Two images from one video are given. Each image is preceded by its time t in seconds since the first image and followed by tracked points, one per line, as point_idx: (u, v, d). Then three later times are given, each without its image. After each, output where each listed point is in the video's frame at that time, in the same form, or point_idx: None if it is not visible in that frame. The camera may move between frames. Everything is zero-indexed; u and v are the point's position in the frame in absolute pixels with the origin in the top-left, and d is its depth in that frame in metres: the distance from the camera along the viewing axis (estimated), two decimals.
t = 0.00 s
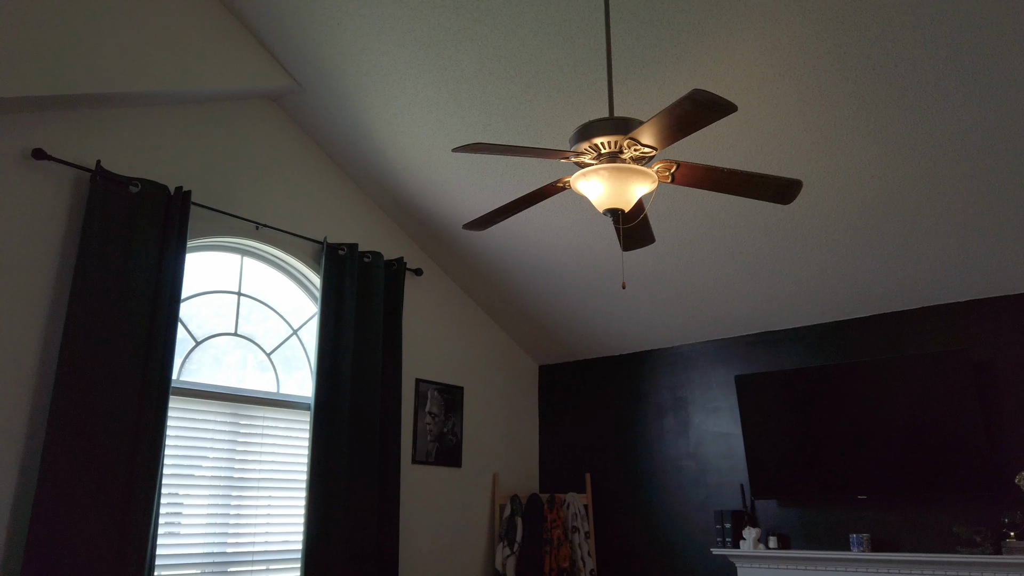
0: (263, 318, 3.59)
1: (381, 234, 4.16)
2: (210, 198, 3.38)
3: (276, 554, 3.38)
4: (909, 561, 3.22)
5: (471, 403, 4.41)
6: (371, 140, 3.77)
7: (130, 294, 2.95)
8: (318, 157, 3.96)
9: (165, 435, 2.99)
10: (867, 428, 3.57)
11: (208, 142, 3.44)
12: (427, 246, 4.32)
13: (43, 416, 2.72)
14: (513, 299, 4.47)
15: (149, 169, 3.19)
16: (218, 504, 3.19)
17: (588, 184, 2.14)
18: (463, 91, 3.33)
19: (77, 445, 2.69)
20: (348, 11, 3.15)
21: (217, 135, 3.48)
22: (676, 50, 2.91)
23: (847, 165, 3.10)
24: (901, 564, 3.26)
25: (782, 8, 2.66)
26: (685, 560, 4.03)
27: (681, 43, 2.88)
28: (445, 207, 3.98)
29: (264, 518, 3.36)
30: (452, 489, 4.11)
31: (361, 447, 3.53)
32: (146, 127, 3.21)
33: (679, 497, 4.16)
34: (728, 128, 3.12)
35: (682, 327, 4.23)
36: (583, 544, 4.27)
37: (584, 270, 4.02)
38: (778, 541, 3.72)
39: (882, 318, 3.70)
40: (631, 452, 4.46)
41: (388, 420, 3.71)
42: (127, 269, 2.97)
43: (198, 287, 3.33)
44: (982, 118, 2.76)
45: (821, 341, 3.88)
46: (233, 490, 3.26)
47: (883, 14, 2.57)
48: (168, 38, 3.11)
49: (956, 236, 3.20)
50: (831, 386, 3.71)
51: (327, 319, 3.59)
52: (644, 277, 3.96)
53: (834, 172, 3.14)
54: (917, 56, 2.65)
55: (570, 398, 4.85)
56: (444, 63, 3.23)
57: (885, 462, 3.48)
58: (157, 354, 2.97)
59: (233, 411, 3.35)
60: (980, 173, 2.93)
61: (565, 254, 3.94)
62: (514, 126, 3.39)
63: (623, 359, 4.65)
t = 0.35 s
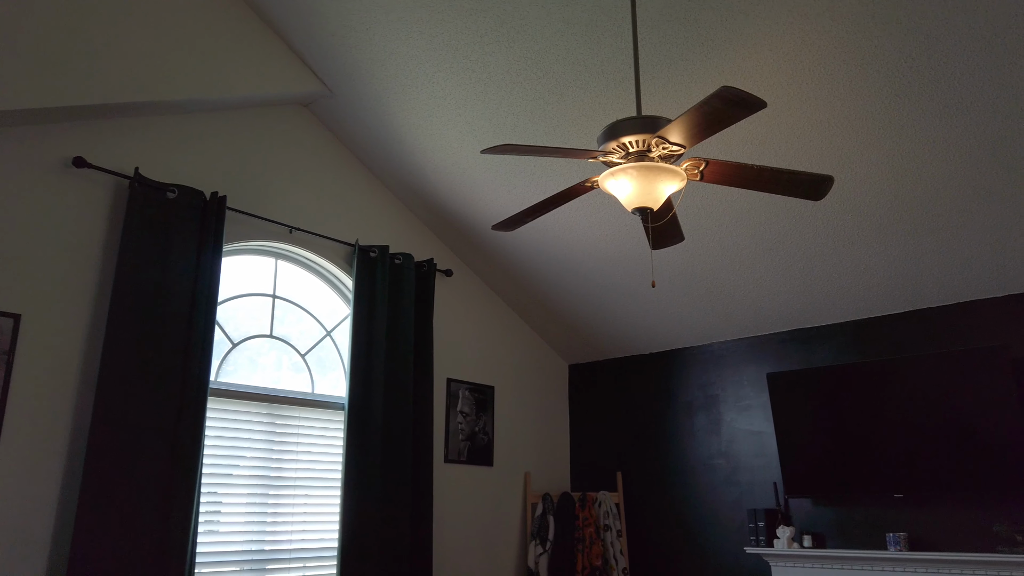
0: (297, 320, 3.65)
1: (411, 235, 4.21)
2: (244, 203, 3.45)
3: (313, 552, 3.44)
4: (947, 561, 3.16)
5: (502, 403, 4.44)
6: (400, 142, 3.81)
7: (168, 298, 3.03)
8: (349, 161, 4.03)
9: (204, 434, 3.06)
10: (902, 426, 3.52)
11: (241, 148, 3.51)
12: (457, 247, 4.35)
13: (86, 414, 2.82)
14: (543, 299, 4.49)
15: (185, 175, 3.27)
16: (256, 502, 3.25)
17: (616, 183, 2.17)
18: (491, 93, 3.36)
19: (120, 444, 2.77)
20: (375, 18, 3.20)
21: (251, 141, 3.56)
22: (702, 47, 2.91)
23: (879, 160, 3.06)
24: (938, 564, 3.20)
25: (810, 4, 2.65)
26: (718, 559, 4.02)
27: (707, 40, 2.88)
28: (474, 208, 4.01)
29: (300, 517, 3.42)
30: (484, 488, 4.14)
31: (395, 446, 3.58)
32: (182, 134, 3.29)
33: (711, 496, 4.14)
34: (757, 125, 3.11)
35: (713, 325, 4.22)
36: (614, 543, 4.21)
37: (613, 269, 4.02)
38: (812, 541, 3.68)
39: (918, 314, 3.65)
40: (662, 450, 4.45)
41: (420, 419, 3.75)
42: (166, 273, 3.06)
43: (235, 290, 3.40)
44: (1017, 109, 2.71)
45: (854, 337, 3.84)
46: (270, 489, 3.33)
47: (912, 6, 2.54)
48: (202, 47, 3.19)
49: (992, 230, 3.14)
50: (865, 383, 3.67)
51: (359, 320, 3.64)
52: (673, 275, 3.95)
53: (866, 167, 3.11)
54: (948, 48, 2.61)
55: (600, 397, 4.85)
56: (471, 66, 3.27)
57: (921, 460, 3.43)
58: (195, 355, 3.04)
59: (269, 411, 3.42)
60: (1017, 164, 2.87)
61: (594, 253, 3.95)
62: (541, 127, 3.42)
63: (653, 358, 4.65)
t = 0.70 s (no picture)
0: (334, 322, 3.70)
1: (445, 237, 4.24)
2: (282, 208, 3.51)
3: (352, 551, 3.48)
4: (995, 562, 3.08)
5: (537, 403, 4.44)
6: (432, 144, 3.84)
7: (209, 302, 3.10)
8: (384, 164, 4.07)
9: (246, 435, 3.12)
10: (947, 424, 3.44)
11: (278, 154, 3.57)
12: (491, 248, 4.37)
13: (133, 415, 2.91)
14: (577, 298, 4.48)
15: (224, 182, 3.34)
16: (296, 502, 3.31)
17: (650, 181, 2.17)
18: (522, 94, 3.37)
19: (165, 445, 2.85)
20: (406, 22, 3.23)
21: (287, 146, 3.61)
22: (736, 42, 2.87)
23: (920, 152, 2.99)
24: (986, 565, 3.12)
25: None
26: (758, 559, 3.97)
27: (741, 34, 2.84)
28: (508, 208, 4.02)
29: (340, 516, 3.47)
30: (520, 487, 4.15)
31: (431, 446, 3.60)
32: (221, 141, 3.36)
33: (750, 495, 4.10)
34: (794, 120, 3.06)
35: (750, 322, 4.17)
36: (653, 543, 4.17)
37: (648, 267, 4.00)
38: (855, 541, 3.62)
39: (964, 310, 3.56)
40: (699, 450, 4.41)
41: (456, 420, 3.78)
42: (207, 278, 3.12)
43: (274, 293, 3.46)
44: None
45: (896, 334, 3.76)
46: (310, 488, 3.38)
47: None
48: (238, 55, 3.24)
49: None
50: (908, 380, 3.59)
51: (394, 321, 3.67)
52: (709, 273, 3.92)
53: (906, 161, 3.04)
54: (992, 36, 2.54)
55: (636, 396, 4.83)
56: (502, 68, 3.28)
57: (968, 460, 3.34)
58: (235, 357, 3.10)
59: (308, 412, 3.47)
60: None
61: (629, 252, 3.93)
62: (573, 126, 3.41)
63: (688, 357, 4.61)
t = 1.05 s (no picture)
0: (371, 323, 3.74)
1: (479, 237, 4.25)
2: (319, 211, 3.56)
3: (391, 550, 3.51)
4: None
5: (572, 402, 4.43)
6: (464, 145, 3.85)
7: (249, 305, 3.16)
8: (417, 166, 4.09)
9: (285, 435, 3.17)
10: (995, 422, 3.34)
11: (314, 158, 3.62)
12: (525, 247, 4.37)
13: (177, 417, 2.97)
14: (611, 297, 4.46)
15: (262, 187, 3.40)
16: (335, 501, 3.35)
17: (685, 178, 2.19)
18: (554, 94, 3.36)
19: (207, 445, 2.90)
20: (436, 25, 3.24)
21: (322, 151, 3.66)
22: (772, 36, 2.83)
23: (964, 143, 2.92)
24: None
25: None
26: (799, 560, 3.92)
27: (775, 27, 2.80)
28: (541, 208, 4.01)
29: (379, 515, 3.49)
30: (556, 487, 4.14)
31: (467, 446, 3.61)
32: (258, 147, 3.42)
33: (790, 495, 4.04)
34: (833, 113, 3.01)
35: (788, 319, 4.11)
36: (692, 543, 4.15)
37: (683, 265, 3.96)
38: (899, 541, 3.55)
39: (1011, 304, 3.45)
40: (737, 449, 4.37)
41: (492, 420, 3.79)
42: (247, 281, 3.18)
43: (311, 295, 3.51)
44: None
45: (940, 330, 3.67)
46: (349, 488, 3.41)
47: None
48: (274, 61, 3.29)
49: None
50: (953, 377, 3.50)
51: (429, 322, 3.70)
52: (746, 270, 3.87)
53: (950, 153, 2.97)
54: None
55: (672, 395, 4.80)
56: (533, 68, 3.27)
57: (1016, 459, 3.24)
58: (275, 359, 3.15)
59: (346, 412, 3.51)
60: None
61: (664, 250, 3.90)
62: (606, 124, 3.39)
63: (725, 355, 4.56)
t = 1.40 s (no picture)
0: (406, 324, 3.76)
1: (512, 237, 4.26)
2: (354, 214, 3.60)
3: (429, 550, 3.53)
4: None
5: (607, 402, 4.41)
6: (496, 145, 3.86)
7: (287, 308, 3.21)
8: (450, 168, 4.11)
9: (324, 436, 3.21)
10: None
11: (348, 162, 3.66)
12: (558, 247, 4.37)
13: (219, 418, 3.03)
14: (645, 295, 4.43)
15: (298, 192, 3.45)
16: (373, 501, 3.38)
17: (720, 175, 2.18)
18: (585, 93, 3.35)
19: (248, 446, 2.95)
20: (466, 27, 3.26)
21: (357, 155, 3.70)
22: (806, 27, 2.78)
23: (1010, 132, 2.83)
24: None
25: None
26: (841, 560, 3.85)
27: (811, 19, 2.75)
28: (574, 207, 4.00)
29: (417, 515, 3.52)
30: (593, 486, 4.13)
31: (503, 446, 3.62)
32: (293, 152, 3.47)
33: (830, 494, 3.98)
34: (872, 106, 2.95)
35: (827, 316, 4.04)
36: (731, 543, 4.09)
37: (719, 262, 3.91)
38: (946, 542, 3.46)
39: None
40: (776, 448, 4.30)
41: (528, 420, 3.78)
42: (284, 284, 3.23)
43: (348, 297, 3.55)
44: None
45: (986, 325, 3.56)
46: (386, 488, 3.44)
47: None
48: (307, 67, 3.33)
49: None
50: (1000, 374, 3.40)
51: (463, 322, 3.71)
52: (784, 267, 3.82)
53: (995, 143, 2.89)
54: None
55: (708, 394, 4.75)
56: (563, 68, 3.27)
57: None
58: (313, 361, 3.19)
59: (383, 413, 3.54)
60: None
61: (700, 248, 3.87)
62: (639, 122, 3.37)
63: (761, 353, 4.50)
